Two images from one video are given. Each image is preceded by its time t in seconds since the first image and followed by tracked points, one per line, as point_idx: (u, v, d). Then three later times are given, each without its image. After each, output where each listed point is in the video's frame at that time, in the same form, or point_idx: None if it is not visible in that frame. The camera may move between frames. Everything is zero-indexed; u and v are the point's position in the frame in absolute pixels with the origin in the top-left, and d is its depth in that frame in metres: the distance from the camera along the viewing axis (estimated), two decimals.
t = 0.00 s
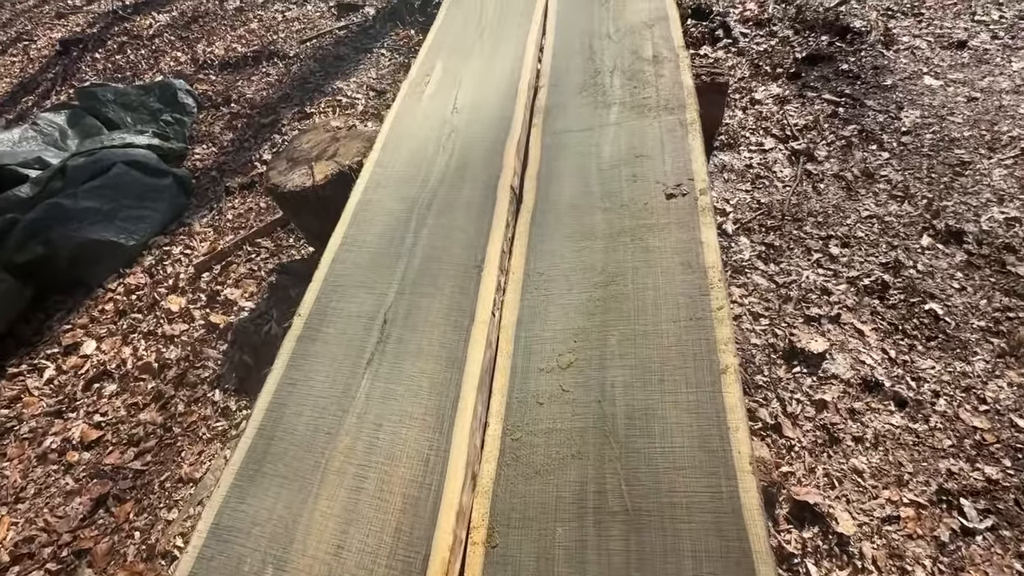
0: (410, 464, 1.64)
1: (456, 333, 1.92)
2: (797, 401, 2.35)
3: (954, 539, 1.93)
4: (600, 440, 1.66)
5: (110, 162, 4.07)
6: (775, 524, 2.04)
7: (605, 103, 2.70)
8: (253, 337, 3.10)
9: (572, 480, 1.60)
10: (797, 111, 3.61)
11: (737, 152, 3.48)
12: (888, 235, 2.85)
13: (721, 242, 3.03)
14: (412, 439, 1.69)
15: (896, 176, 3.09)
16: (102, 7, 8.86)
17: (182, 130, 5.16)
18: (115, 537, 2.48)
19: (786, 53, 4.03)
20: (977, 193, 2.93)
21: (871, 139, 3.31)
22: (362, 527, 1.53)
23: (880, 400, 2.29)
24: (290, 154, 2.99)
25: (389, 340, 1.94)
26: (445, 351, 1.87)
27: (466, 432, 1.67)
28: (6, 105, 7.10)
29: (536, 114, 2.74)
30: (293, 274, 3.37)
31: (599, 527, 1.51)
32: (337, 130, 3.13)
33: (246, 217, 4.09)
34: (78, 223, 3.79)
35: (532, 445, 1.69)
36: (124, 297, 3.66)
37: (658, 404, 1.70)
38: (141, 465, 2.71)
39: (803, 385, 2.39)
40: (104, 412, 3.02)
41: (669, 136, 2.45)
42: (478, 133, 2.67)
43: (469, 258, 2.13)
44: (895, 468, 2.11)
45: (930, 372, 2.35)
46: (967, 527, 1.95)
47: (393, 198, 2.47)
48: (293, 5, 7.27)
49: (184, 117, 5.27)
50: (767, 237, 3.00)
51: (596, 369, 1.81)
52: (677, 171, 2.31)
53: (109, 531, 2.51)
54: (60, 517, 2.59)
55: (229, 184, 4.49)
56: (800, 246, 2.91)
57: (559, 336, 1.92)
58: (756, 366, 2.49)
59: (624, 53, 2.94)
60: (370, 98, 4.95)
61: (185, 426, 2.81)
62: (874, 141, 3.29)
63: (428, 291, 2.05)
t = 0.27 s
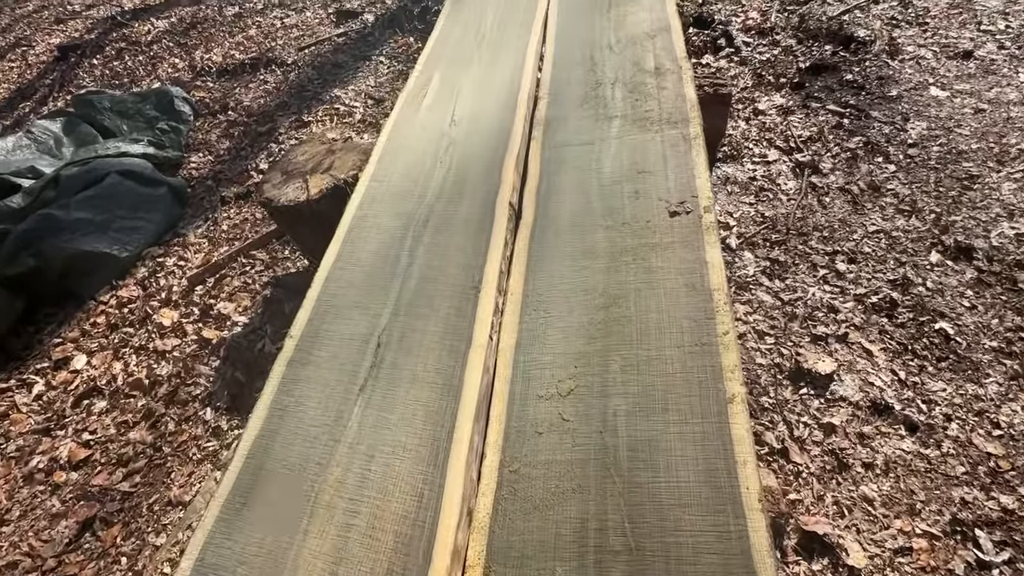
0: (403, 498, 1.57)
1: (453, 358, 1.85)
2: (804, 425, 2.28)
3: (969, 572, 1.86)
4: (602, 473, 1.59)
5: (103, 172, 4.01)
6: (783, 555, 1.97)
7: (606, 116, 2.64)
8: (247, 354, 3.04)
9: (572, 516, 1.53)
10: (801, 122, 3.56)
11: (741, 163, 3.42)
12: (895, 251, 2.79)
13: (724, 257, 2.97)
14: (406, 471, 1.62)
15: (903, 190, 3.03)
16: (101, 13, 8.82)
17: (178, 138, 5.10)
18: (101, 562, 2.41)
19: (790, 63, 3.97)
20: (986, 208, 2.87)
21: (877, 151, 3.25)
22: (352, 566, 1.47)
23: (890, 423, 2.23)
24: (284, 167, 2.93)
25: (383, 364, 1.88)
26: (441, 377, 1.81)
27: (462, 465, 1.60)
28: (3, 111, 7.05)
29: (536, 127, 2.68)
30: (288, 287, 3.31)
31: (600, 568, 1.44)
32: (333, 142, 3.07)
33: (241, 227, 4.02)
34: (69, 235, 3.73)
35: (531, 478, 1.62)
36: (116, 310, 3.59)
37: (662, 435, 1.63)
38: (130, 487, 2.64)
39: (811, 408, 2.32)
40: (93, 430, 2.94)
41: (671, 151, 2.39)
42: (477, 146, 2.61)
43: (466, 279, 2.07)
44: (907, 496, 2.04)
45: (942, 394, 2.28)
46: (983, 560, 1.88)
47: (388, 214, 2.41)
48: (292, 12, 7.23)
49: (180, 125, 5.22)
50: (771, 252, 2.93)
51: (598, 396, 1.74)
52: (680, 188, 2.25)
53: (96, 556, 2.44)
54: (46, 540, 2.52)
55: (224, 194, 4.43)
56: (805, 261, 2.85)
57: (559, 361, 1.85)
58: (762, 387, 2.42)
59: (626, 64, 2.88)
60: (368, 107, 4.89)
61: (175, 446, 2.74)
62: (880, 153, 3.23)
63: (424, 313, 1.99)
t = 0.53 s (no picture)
0: (397, 535, 1.53)
1: (449, 386, 1.81)
2: (810, 452, 2.22)
3: None
4: (602, 510, 1.54)
5: (101, 184, 4.00)
6: None
7: (607, 133, 2.60)
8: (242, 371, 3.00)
9: (570, 555, 1.48)
10: (805, 136, 3.51)
11: (744, 178, 3.38)
12: (902, 270, 2.73)
13: (727, 274, 2.92)
14: (400, 506, 1.58)
15: (909, 207, 2.98)
16: (104, 20, 8.85)
17: (178, 148, 5.08)
18: None
19: (794, 75, 3.93)
20: (995, 226, 2.82)
21: (883, 166, 3.19)
22: None
23: (899, 451, 2.17)
24: (281, 183, 2.90)
25: (378, 393, 1.83)
26: (437, 407, 1.77)
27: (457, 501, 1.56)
28: (6, 119, 7.06)
29: (536, 144, 2.64)
30: (286, 303, 3.27)
31: None
32: (331, 158, 3.04)
33: (240, 239, 3.98)
34: (67, 248, 3.71)
35: (528, 515, 1.57)
36: (112, 324, 3.56)
37: (664, 471, 1.58)
38: (122, 508, 2.60)
39: (816, 434, 2.27)
40: (86, 448, 2.91)
41: (674, 170, 2.35)
42: (476, 164, 2.57)
43: (463, 303, 2.03)
44: (917, 528, 1.98)
45: (951, 421, 2.22)
46: None
47: (386, 234, 2.37)
48: (294, 20, 7.23)
49: (181, 134, 5.20)
50: (776, 270, 2.88)
51: (598, 428, 1.69)
52: (682, 209, 2.20)
53: None
54: (36, 563, 2.48)
55: (223, 205, 4.40)
56: (810, 280, 2.80)
57: (558, 390, 1.80)
58: (766, 412, 2.36)
59: (628, 80, 2.84)
60: (368, 117, 4.87)
61: (168, 466, 2.70)
62: (886, 169, 3.18)
63: (420, 338, 1.94)
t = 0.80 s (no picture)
0: None
1: (439, 419, 1.77)
2: (812, 483, 2.16)
3: None
4: (594, 554, 1.49)
5: (100, 197, 3.99)
6: None
7: (606, 153, 2.56)
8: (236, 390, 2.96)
9: None
10: (809, 152, 3.45)
11: (746, 195, 3.32)
12: (908, 293, 2.67)
13: (728, 295, 2.86)
14: (386, 547, 1.54)
15: (915, 227, 2.92)
16: (109, 28, 8.90)
17: (178, 159, 5.08)
18: None
19: (797, 89, 3.88)
20: (1003, 248, 2.75)
21: (888, 184, 3.14)
22: None
23: (903, 484, 2.11)
24: (276, 201, 2.87)
25: (367, 424, 1.79)
26: (427, 441, 1.73)
27: (445, 542, 1.52)
28: (11, 127, 7.10)
29: (533, 164, 2.60)
30: (281, 320, 3.24)
31: None
32: (327, 175, 3.01)
33: (237, 253, 3.96)
34: (64, 263, 3.71)
35: (518, 557, 1.53)
36: (108, 339, 3.54)
37: (658, 512, 1.53)
38: (112, 531, 2.56)
39: (819, 464, 2.21)
40: (78, 467, 2.88)
41: (673, 192, 2.30)
42: (472, 184, 2.54)
43: (456, 331, 1.99)
44: (922, 566, 1.92)
45: (958, 452, 2.16)
46: None
47: (379, 256, 2.34)
48: (296, 29, 7.25)
49: (181, 145, 5.20)
50: (778, 291, 2.82)
51: (591, 465, 1.65)
52: (681, 233, 2.16)
53: None
54: None
55: (222, 217, 4.38)
56: (813, 302, 2.74)
57: (551, 423, 1.76)
58: (767, 440, 2.31)
59: (627, 98, 2.80)
60: (368, 129, 4.85)
61: (160, 488, 2.67)
62: (891, 187, 3.12)
63: (411, 367, 1.90)
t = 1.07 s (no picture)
0: None
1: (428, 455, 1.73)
2: (813, 518, 2.10)
3: None
4: None
5: (98, 210, 3.97)
6: None
7: (603, 174, 2.51)
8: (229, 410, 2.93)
9: None
10: (812, 169, 3.39)
11: (748, 213, 3.27)
12: (914, 317, 2.60)
13: (729, 318, 2.80)
14: None
15: (922, 248, 2.85)
16: (115, 35, 8.95)
17: (179, 170, 5.08)
18: None
19: (801, 104, 3.82)
20: (1013, 271, 2.68)
21: (893, 204, 3.07)
22: None
23: (908, 521, 2.04)
24: (270, 219, 2.84)
25: (354, 459, 1.75)
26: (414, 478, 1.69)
27: None
28: (16, 135, 7.15)
29: (529, 184, 2.56)
30: (276, 338, 3.21)
31: None
32: (322, 193, 2.98)
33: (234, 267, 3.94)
34: (61, 277, 3.69)
35: None
36: (104, 354, 3.53)
37: (650, 559, 1.47)
38: (101, 554, 2.53)
39: (821, 498, 2.14)
40: (69, 487, 2.85)
41: (671, 217, 2.25)
42: (467, 206, 2.50)
43: (447, 361, 1.95)
44: None
45: (965, 488, 2.09)
46: None
47: (371, 279, 2.30)
48: (300, 38, 7.26)
49: (182, 156, 5.21)
50: (780, 314, 2.76)
51: (582, 506, 1.59)
52: (679, 260, 2.10)
53: None
54: None
55: (220, 230, 4.37)
56: (816, 326, 2.68)
57: (542, 460, 1.71)
58: (768, 472, 2.24)
59: (626, 116, 2.75)
60: (368, 141, 4.83)
61: (149, 510, 2.63)
62: (896, 207, 3.05)
63: (400, 398, 1.87)
